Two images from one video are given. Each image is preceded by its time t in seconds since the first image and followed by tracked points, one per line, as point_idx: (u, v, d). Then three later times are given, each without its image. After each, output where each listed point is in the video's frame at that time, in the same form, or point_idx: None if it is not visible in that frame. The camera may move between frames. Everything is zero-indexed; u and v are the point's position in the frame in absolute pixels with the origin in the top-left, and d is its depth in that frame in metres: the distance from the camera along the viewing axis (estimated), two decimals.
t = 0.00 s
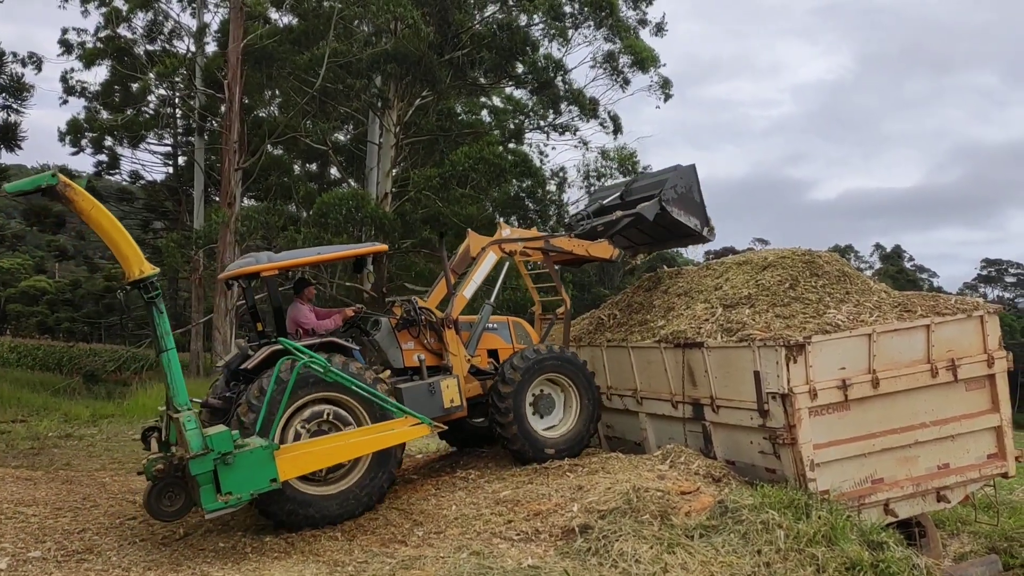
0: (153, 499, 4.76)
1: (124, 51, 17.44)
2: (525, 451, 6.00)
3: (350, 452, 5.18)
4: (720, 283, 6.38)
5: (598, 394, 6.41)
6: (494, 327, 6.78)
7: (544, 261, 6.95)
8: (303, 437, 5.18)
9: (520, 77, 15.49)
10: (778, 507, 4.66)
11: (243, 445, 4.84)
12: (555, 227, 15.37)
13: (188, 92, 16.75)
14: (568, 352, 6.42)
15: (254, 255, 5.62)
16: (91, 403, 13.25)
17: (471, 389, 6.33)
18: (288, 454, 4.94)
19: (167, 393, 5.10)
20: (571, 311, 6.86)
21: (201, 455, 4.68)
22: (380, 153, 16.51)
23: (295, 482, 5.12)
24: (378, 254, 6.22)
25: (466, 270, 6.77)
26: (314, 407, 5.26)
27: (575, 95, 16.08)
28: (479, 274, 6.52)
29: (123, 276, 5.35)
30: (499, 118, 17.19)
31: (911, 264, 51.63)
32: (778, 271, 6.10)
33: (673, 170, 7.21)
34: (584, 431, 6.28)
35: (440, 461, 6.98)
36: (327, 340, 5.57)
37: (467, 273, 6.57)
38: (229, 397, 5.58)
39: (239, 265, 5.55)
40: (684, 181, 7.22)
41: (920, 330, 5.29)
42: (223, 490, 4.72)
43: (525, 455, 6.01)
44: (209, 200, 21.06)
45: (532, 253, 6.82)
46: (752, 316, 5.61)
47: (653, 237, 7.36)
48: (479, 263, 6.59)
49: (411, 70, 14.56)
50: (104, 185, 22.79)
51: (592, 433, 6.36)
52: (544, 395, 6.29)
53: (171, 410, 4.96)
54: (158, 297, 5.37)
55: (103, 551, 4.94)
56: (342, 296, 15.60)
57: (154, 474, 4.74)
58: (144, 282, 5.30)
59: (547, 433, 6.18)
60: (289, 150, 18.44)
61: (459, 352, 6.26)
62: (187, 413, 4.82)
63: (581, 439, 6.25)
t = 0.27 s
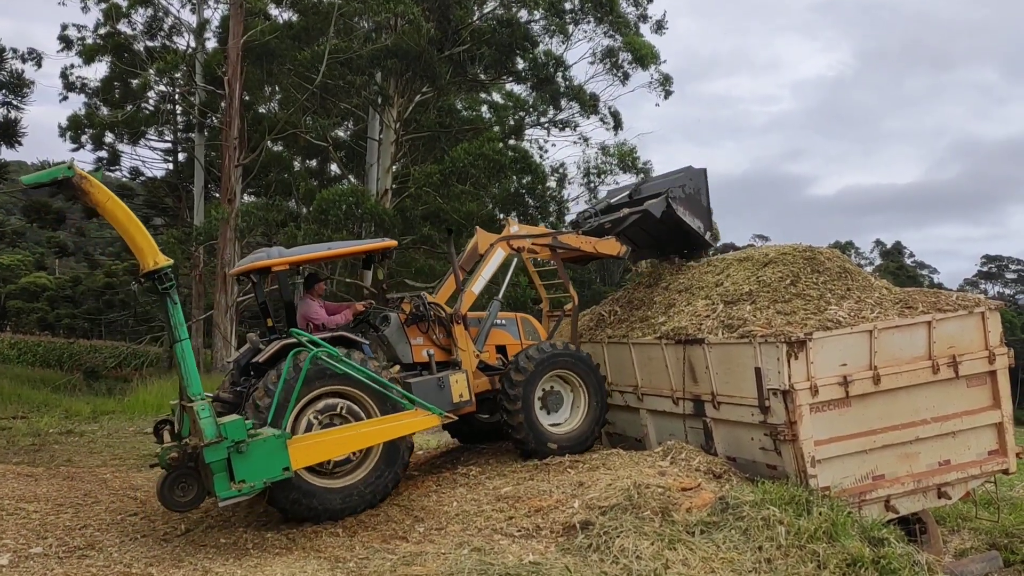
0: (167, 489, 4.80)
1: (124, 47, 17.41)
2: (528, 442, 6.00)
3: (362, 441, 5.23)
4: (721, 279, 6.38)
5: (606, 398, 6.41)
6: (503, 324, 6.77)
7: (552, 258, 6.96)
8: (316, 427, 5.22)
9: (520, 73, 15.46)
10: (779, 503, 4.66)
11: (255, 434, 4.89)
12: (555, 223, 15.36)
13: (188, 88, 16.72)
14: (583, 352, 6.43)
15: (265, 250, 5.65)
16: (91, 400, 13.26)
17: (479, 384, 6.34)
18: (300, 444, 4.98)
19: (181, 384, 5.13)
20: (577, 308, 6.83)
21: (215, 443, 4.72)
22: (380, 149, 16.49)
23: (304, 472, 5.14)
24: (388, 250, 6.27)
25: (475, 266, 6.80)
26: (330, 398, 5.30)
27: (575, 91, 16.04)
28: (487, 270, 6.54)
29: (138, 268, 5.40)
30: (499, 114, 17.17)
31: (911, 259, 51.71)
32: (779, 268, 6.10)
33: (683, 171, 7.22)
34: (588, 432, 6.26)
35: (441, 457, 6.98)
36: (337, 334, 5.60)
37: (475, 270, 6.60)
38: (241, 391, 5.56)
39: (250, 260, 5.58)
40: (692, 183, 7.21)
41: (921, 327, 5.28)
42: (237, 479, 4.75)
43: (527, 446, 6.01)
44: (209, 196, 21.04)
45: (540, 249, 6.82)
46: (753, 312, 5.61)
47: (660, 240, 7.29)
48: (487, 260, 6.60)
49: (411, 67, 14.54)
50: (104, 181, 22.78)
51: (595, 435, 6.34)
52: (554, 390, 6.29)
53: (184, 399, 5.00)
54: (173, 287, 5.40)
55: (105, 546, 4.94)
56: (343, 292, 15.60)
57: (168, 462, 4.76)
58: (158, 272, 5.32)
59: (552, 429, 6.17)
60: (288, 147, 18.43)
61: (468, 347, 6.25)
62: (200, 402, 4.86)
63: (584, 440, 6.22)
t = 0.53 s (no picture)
0: (171, 486, 4.76)
1: (122, 44, 17.37)
2: (529, 435, 5.99)
3: (368, 438, 5.24)
4: (720, 276, 6.38)
5: (609, 402, 6.40)
6: (507, 321, 6.76)
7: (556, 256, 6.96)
8: (322, 422, 5.24)
9: (520, 70, 15.43)
10: (778, 501, 4.66)
11: (261, 431, 4.90)
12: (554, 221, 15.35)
13: (187, 85, 16.70)
14: (590, 352, 6.45)
15: (270, 248, 5.67)
16: (90, 397, 13.25)
17: (483, 381, 6.34)
18: (305, 441, 4.99)
19: (186, 379, 5.12)
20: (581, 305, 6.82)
21: (221, 440, 4.72)
22: (379, 147, 16.47)
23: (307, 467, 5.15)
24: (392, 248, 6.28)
25: (478, 265, 6.80)
26: (337, 395, 5.33)
27: (574, 89, 16.01)
28: (491, 268, 6.53)
29: (145, 265, 5.37)
30: (499, 112, 17.14)
31: (910, 257, 51.71)
32: (778, 265, 6.09)
33: (688, 171, 7.25)
34: (589, 433, 6.23)
35: (441, 455, 6.98)
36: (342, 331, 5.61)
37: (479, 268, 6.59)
38: (245, 388, 5.56)
39: (256, 257, 5.61)
40: (696, 184, 7.23)
41: (920, 324, 5.29)
42: (242, 476, 4.77)
43: (527, 438, 6.00)
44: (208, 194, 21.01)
45: (544, 247, 6.82)
46: (752, 310, 5.61)
47: (662, 241, 7.26)
48: (491, 257, 6.60)
49: (410, 64, 14.53)
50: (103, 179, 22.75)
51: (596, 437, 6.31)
52: (558, 388, 6.29)
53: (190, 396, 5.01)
54: (179, 284, 5.40)
55: (104, 544, 4.94)
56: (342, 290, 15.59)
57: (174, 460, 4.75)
58: (164, 269, 5.31)
59: (554, 426, 6.16)
60: (287, 144, 18.40)
61: (472, 345, 6.26)
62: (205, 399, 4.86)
63: (584, 440, 6.19)
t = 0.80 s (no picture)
0: (168, 484, 4.75)
1: (115, 42, 17.28)
2: (524, 432, 6.00)
3: (365, 436, 5.24)
4: (714, 275, 6.39)
5: (605, 402, 6.39)
6: (503, 319, 6.76)
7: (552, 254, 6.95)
8: (319, 420, 5.24)
9: (514, 69, 15.41)
10: (771, 499, 4.68)
11: (258, 429, 4.89)
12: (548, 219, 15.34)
13: (180, 83, 16.63)
14: (587, 352, 6.45)
15: (267, 246, 5.66)
16: (83, 396, 13.20)
17: (479, 380, 6.34)
18: (302, 440, 4.98)
19: (182, 378, 5.10)
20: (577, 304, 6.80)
21: (218, 438, 4.71)
22: (373, 145, 16.43)
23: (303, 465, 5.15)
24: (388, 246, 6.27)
25: (475, 263, 6.77)
26: (335, 393, 5.33)
27: (569, 88, 15.98)
28: (488, 266, 6.50)
29: (140, 263, 5.36)
30: (493, 110, 17.12)
31: (903, 256, 51.89)
32: (772, 264, 6.10)
33: (685, 172, 7.27)
34: (584, 433, 6.23)
35: (435, 453, 6.98)
36: (339, 330, 5.59)
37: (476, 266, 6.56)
38: (241, 387, 5.55)
39: (253, 256, 5.59)
40: (693, 184, 7.26)
41: (913, 323, 5.30)
42: (239, 474, 4.76)
43: (522, 435, 6.00)
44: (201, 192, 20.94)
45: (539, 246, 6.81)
46: (746, 308, 5.62)
47: (659, 240, 7.26)
48: (488, 256, 6.56)
49: (404, 62, 14.49)
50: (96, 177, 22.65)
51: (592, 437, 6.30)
52: (555, 386, 6.30)
53: (186, 395, 5.00)
54: (177, 282, 5.37)
55: (97, 543, 4.92)
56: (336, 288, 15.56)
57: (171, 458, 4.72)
58: (161, 267, 5.29)
59: (550, 424, 6.16)
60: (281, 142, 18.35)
61: (468, 343, 6.26)
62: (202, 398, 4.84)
63: (579, 440, 6.18)
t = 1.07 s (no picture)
0: (157, 483, 4.72)
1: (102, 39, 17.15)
2: (514, 428, 6.00)
3: (356, 434, 5.23)
4: (703, 273, 6.41)
5: (595, 400, 6.39)
6: (493, 317, 6.75)
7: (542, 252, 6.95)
8: (310, 418, 5.22)
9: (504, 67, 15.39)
10: (760, 495, 4.70)
11: (248, 427, 4.87)
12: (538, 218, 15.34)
13: (168, 80, 16.52)
14: (578, 351, 6.46)
15: (257, 243, 5.62)
16: (71, 395, 13.10)
17: (470, 377, 6.33)
18: (292, 437, 4.97)
19: (172, 376, 5.08)
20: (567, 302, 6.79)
21: (207, 436, 4.69)
22: (362, 144, 16.38)
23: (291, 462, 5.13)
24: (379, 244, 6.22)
25: (466, 261, 6.76)
26: (325, 391, 5.31)
27: (559, 87, 15.97)
28: (478, 264, 6.49)
29: (129, 260, 5.32)
30: (483, 109, 17.10)
31: (892, 255, 52.20)
32: (760, 262, 6.12)
33: (673, 169, 7.29)
34: (574, 431, 6.23)
35: (425, 451, 6.97)
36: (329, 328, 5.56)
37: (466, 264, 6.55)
38: (231, 384, 5.53)
39: (243, 253, 5.57)
40: (682, 182, 7.28)
41: (900, 320, 5.34)
42: (229, 472, 4.74)
43: (512, 432, 6.00)
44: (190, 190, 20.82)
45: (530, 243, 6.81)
46: (735, 306, 5.64)
47: (649, 238, 7.26)
48: (478, 253, 6.55)
49: (394, 60, 14.45)
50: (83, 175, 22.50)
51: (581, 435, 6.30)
52: (546, 384, 6.30)
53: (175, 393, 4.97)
54: (165, 280, 5.34)
55: (85, 542, 4.88)
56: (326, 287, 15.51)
57: (159, 456, 4.68)
58: (149, 265, 5.25)
59: (540, 421, 6.17)
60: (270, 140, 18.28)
61: (459, 341, 6.24)
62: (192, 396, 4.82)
63: (569, 438, 6.18)
